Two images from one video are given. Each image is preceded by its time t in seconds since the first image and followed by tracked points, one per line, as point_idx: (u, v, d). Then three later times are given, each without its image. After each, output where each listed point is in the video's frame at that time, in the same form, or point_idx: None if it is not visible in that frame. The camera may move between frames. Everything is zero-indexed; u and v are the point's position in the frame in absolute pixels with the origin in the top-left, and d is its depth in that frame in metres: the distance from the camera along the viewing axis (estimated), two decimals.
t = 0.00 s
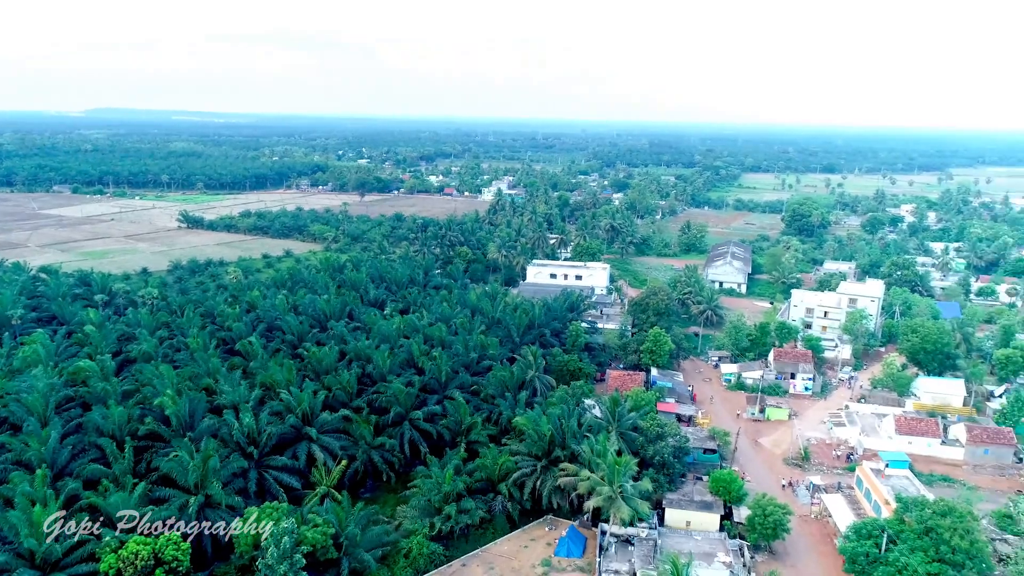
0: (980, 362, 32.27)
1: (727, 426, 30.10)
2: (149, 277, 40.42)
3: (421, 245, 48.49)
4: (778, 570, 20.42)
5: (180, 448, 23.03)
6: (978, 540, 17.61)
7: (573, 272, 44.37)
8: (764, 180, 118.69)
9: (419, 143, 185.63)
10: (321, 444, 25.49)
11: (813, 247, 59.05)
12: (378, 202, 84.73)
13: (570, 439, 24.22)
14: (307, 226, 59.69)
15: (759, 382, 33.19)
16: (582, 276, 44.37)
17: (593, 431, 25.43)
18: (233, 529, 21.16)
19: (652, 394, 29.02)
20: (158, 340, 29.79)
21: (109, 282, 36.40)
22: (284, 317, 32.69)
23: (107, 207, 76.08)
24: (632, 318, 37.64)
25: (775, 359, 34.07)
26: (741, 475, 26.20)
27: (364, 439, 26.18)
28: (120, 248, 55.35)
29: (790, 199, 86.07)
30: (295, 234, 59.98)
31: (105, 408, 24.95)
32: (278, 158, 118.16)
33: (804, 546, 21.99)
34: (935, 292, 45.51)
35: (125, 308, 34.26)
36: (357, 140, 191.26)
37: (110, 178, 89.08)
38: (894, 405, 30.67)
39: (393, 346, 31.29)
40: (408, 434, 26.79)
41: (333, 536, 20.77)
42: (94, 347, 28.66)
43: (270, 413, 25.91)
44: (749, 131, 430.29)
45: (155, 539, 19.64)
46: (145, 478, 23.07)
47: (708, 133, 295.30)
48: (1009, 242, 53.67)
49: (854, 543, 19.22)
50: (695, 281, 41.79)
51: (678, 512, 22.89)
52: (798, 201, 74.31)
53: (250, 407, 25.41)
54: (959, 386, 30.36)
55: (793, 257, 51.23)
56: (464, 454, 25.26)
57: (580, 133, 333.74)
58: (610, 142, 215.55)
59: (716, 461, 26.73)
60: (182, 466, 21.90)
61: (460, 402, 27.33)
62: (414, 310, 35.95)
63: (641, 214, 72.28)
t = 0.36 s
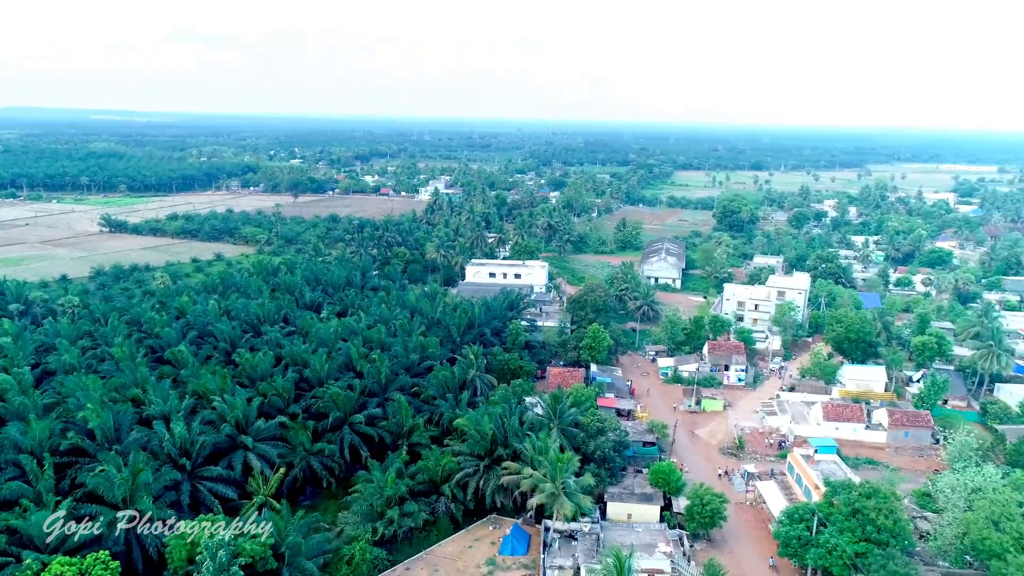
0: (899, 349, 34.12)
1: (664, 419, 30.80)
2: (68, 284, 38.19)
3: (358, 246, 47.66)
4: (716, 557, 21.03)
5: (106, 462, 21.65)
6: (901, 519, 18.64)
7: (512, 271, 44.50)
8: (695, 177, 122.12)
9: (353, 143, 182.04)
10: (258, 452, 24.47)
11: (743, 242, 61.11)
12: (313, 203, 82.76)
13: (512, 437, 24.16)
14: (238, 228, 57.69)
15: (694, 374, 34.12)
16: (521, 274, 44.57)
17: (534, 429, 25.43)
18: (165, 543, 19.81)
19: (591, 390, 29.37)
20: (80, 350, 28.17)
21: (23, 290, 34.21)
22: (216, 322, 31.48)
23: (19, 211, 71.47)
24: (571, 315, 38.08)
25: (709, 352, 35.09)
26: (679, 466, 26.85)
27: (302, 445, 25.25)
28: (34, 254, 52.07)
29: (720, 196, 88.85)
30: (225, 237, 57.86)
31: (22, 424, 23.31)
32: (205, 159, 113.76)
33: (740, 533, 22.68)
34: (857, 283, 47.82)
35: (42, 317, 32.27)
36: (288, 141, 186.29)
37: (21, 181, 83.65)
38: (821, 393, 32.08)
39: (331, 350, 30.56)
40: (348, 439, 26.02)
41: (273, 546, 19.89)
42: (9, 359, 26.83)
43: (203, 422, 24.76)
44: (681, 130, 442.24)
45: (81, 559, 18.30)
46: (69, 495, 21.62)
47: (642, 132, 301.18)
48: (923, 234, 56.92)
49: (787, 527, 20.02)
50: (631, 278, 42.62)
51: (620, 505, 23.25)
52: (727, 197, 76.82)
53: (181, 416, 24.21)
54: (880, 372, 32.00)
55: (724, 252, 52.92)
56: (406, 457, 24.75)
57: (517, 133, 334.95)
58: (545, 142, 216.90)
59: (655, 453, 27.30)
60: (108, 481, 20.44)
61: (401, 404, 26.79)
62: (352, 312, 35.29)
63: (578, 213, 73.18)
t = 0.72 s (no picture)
0: (826, 339, 35.67)
1: (606, 414, 31.26)
2: None
3: (294, 248, 46.43)
4: (658, 547, 21.45)
5: (26, 479, 20.14)
6: (831, 502, 19.43)
7: (453, 270, 44.27)
8: (631, 175, 124.48)
9: (286, 142, 177.14)
10: (192, 462, 23.29)
11: (678, 239, 62.67)
12: (246, 204, 80.17)
13: (456, 437, 23.94)
14: (166, 232, 55.29)
15: (634, 369, 34.77)
16: (461, 274, 44.37)
17: (478, 428, 25.28)
18: (93, 561, 18.40)
19: (534, 387, 29.48)
20: None
21: None
22: (145, 329, 30.06)
23: None
24: (513, 313, 38.20)
25: (648, 346, 35.81)
26: (621, 460, 27.29)
27: (239, 454, 24.18)
28: None
29: (656, 193, 90.87)
30: (153, 241, 55.35)
31: None
32: (129, 159, 108.48)
33: (681, 523, 23.22)
34: (787, 276, 49.75)
35: None
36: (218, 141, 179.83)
37: None
38: (755, 383, 33.21)
39: (267, 355, 29.61)
40: (288, 445, 25.10)
41: (211, 558, 18.71)
42: None
43: (133, 434, 23.44)
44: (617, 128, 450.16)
45: None
46: None
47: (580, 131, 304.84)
48: (847, 228, 59.67)
49: (725, 515, 20.63)
50: (571, 275, 43.07)
51: (564, 500, 23.44)
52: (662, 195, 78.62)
53: (109, 428, 22.88)
54: (809, 361, 33.38)
55: (661, 248, 54.12)
56: (348, 461, 24.08)
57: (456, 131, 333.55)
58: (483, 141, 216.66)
59: (597, 448, 27.65)
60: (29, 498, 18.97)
61: (342, 408, 26.07)
62: (289, 316, 34.37)
63: (517, 211, 73.43)
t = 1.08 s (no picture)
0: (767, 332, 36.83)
1: (556, 411, 31.48)
2: None
3: (235, 250, 45.09)
4: (609, 541, 21.75)
5: None
6: (775, 490, 20.07)
7: (400, 271, 43.79)
8: (577, 174, 125.83)
9: (225, 142, 171.99)
10: (131, 474, 22.16)
11: (624, 236, 63.70)
12: (184, 206, 77.42)
13: (406, 439, 23.58)
14: (99, 236, 52.90)
15: (583, 365, 35.16)
16: (409, 274, 43.95)
17: (428, 429, 25.02)
18: None
19: (484, 386, 29.42)
20: None
21: None
22: (78, 338, 28.65)
23: None
24: (461, 313, 38.10)
25: (596, 343, 36.24)
26: (572, 456, 27.54)
27: (181, 463, 23.09)
28: None
29: (601, 191, 92.11)
30: (84, 245, 52.87)
31: None
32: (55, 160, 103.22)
33: (632, 516, 23.58)
34: (728, 271, 51.17)
35: None
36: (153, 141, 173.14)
37: None
38: (700, 376, 34.05)
39: (209, 361, 28.60)
40: (233, 453, 24.16)
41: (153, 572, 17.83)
42: None
43: (66, 446, 22.17)
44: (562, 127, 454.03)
45: None
46: None
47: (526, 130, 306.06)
48: (784, 224, 61.78)
49: (673, 506, 21.09)
50: (519, 274, 43.21)
51: (516, 498, 23.48)
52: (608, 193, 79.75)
53: (40, 441, 21.60)
54: (752, 353, 34.44)
55: (606, 246, 54.91)
56: (297, 467, 23.37)
57: (401, 131, 330.17)
58: (428, 140, 215.30)
59: (548, 445, 27.83)
60: None
61: (289, 413, 25.29)
62: (231, 321, 33.36)
63: (464, 210, 73.24)
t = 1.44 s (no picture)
0: (709, 326, 37.80)
1: (505, 409, 31.51)
2: None
3: (170, 253, 43.42)
4: (560, 537, 21.95)
5: None
6: (719, 480, 20.65)
7: (344, 272, 43.03)
8: (521, 172, 126.33)
9: (158, 142, 165.32)
10: (63, 489, 20.88)
11: (569, 235, 64.34)
12: (115, 209, 74.13)
13: (355, 443, 23.09)
14: (22, 241, 50.10)
15: (531, 363, 35.35)
16: (353, 275, 43.24)
17: (377, 432, 24.53)
18: None
19: (432, 387, 29.18)
20: None
21: None
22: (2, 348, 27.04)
23: None
24: (408, 314, 37.74)
25: (544, 340, 36.48)
26: (522, 454, 27.63)
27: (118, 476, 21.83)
28: None
29: (546, 190, 92.77)
30: (6, 251, 49.97)
31: None
32: None
33: (582, 512, 23.83)
34: (671, 267, 52.33)
35: None
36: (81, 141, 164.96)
37: None
38: (646, 371, 34.72)
39: (145, 369, 27.43)
40: (173, 463, 23.02)
41: None
42: None
43: None
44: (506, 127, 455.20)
45: None
46: None
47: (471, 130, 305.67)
48: (723, 220, 63.59)
49: (623, 500, 21.43)
50: (466, 273, 43.11)
51: (466, 498, 23.36)
52: (552, 192, 80.41)
53: None
54: (695, 347, 35.32)
55: (552, 244, 55.32)
56: (241, 476, 22.50)
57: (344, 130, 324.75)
58: (371, 139, 212.52)
59: (498, 444, 27.83)
60: None
61: (233, 420, 24.34)
62: (168, 327, 32.12)
63: (408, 210, 72.55)
